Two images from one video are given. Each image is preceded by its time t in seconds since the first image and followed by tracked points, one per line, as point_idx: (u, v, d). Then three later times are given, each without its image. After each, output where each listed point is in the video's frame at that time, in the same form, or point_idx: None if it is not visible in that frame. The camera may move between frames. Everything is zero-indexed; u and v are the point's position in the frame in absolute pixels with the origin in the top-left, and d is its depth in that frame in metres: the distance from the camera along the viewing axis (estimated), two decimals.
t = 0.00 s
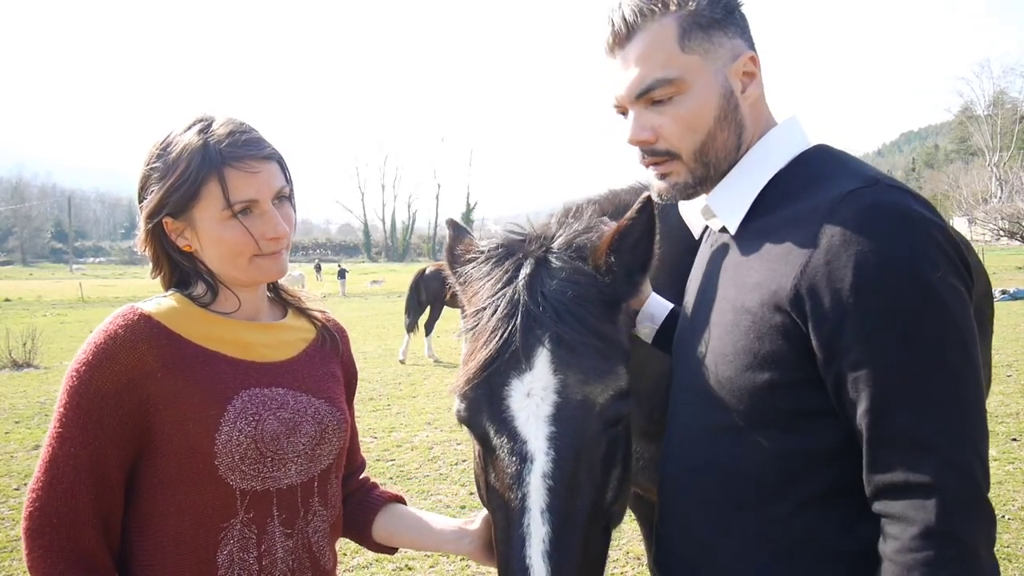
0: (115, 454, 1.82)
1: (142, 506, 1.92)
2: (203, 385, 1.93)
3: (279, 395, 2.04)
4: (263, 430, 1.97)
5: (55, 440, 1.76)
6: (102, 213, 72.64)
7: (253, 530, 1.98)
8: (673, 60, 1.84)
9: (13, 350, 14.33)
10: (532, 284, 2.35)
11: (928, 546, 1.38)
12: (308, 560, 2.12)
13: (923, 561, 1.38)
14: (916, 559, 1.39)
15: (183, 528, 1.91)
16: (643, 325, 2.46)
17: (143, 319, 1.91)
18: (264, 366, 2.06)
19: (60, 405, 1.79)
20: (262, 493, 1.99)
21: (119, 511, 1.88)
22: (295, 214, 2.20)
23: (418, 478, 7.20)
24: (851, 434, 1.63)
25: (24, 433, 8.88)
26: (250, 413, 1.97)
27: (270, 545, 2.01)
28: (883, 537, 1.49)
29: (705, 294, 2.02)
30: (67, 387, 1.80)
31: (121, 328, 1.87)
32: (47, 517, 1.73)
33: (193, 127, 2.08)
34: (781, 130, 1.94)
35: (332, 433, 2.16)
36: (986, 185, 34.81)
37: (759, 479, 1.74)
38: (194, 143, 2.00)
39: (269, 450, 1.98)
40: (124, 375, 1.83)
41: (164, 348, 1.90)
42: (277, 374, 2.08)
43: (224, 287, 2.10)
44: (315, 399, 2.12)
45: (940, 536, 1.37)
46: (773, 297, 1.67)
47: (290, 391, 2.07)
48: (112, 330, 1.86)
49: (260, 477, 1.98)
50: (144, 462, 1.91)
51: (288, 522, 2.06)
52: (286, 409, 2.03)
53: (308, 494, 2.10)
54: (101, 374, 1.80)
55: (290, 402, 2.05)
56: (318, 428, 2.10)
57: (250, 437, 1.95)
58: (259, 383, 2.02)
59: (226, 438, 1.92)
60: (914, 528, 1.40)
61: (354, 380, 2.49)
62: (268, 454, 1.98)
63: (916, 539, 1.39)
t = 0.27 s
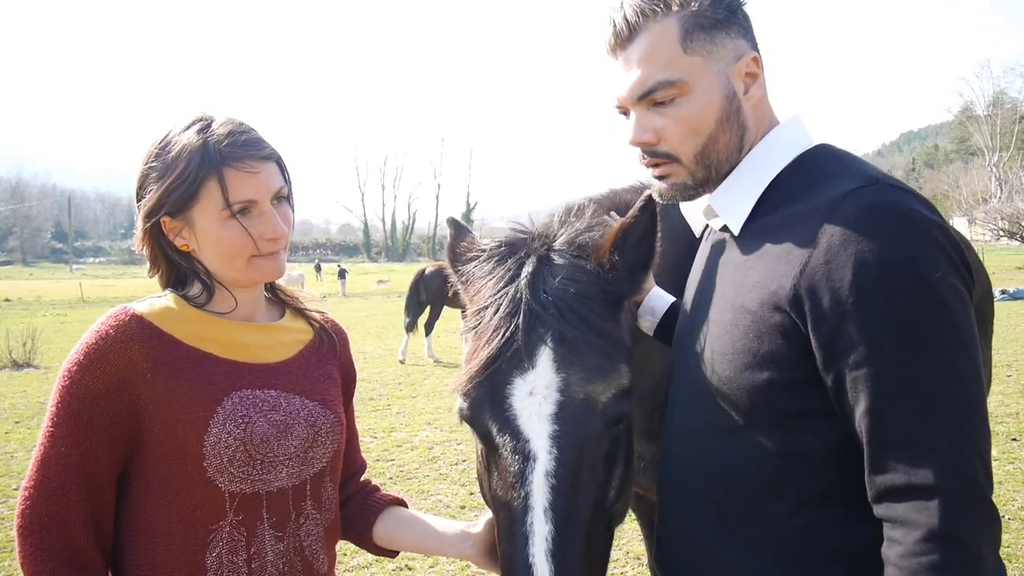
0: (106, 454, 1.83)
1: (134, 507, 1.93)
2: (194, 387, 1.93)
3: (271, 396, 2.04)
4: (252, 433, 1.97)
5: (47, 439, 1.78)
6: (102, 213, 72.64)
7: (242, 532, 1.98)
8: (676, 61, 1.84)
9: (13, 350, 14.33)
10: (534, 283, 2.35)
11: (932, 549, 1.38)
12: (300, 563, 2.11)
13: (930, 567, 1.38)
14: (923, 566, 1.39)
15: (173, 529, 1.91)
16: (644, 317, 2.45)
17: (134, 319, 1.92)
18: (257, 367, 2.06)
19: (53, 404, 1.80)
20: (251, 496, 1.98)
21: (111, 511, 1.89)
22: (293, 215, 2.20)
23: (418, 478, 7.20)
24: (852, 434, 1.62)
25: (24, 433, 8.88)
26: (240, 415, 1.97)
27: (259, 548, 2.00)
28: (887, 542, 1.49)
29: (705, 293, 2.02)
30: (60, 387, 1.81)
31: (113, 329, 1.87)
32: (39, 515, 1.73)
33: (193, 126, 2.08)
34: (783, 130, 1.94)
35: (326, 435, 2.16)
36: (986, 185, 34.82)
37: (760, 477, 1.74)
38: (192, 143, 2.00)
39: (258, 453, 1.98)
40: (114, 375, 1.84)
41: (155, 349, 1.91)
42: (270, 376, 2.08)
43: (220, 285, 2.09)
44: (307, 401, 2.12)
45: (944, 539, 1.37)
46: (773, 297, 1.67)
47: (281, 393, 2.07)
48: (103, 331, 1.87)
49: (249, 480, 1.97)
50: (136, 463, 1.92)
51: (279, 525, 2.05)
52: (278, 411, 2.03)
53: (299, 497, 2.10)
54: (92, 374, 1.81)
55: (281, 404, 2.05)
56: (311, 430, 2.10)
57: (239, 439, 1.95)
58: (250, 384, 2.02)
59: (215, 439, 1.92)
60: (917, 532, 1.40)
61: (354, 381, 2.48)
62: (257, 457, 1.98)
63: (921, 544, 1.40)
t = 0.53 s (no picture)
0: (96, 455, 1.83)
1: (125, 508, 1.92)
2: (183, 388, 1.92)
3: (261, 396, 2.03)
4: (240, 434, 1.96)
5: (37, 441, 1.78)
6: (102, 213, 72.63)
7: (232, 533, 1.97)
8: (680, 60, 1.84)
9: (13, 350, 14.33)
10: (536, 281, 2.34)
11: (931, 548, 1.38)
12: (293, 564, 2.10)
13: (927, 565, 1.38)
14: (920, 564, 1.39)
15: (163, 531, 1.91)
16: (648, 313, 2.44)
17: (122, 320, 1.92)
18: (247, 366, 2.06)
19: (43, 406, 1.81)
20: (241, 497, 1.98)
21: (102, 512, 1.89)
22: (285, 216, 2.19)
23: (418, 479, 7.20)
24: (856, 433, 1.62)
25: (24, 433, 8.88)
26: (228, 415, 1.96)
27: (250, 550, 2.00)
28: (886, 540, 1.49)
29: (707, 294, 2.02)
30: (50, 389, 1.81)
31: (101, 331, 1.87)
32: (31, 516, 1.74)
33: (184, 128, 2.07)
34: (787, 130, 1.93)
35: (318, 434, 2.14)
36: (986, 185, 34.81)
37: (762, 477, 1.74)
38: (182, 144, 2.00)
39: (247, 453, 1.97)
40: (103, 376, 1.84)
41: (143, 350, 1.90)
42: (261, 376, 2.07)
43: (211, 287, 2.10)
44: (299, 400, 2.11)
45: (942, 538, 1.37)
46: (777, 296, 1.67)
47: (272, 392, 2.06)
48: (92, 332, 1.87)
49: (238, 481, 1.97)
50: (127, 464, 1.91)
51: (271, 525, 2.04)
52: (268, 411, 2.03)
53: (292, 498, 2.09)
54: (80, 375, 1.81)
55: (272, 404, 2.04)
56: (303, 430, 2.09)
57: (228, 439, 1.94)
58: (240, 385, 2.01)
59: (203, 440, 1.92)
60: (915, 530, 1.40)
61: (351, 383, 2.47)
62: (246, 457, 1.97)
63: (916, 542, 1.40)
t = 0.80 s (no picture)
0: (84, 461, 1.82)
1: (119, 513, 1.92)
2: (175, 392, 1.91)
3: (255, 397, 2.03)
4: (236, 436, 1.96)
5: (25, 448, 1.78)
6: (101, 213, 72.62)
7: (229, 534, 1.97)
8: (684, 59, 1.84)
9: (13, 350, 14.33)
10: (534, 284, 2.34)
11: (935, 547, 1.38)
12: (290, 563, 2.10)
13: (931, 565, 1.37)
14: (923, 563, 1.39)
15: (158, 535, 1.91)
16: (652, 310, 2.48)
17: (111, 324, 1.90)
18: (238, 367, 2.05)
19: (31, 413, 1.80)
20: (238, 499, 1.97)
21: (93, 518, 1.89)
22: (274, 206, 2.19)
23: (418, 478, 7.19)
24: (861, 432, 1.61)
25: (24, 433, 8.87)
26: (224, 417, 1.95)
27: (248, 550, 2.00)
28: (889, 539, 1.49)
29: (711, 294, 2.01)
30: (37, 395, 1.81)
31: (89, 335, 1.86)
32: (19, 524, 1.74)
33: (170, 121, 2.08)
34: (792, 128, 1.92)
35: (314, 435, 2.14)
36: (986, 185, 34.81)
37: (764, 477, 1.74)
38: (168, 133, 2.01)
39: (243, 455, 1.97)
40: (92, 382, 1.83)
41: (133, 355, 1.89)
42: (253, 376, 2.07)
43: (200, 286, 2.09)
44: (294, 400, 2.11)
45: (946, 538, 1.37)
46: (780, 295, 1.67)
47: (266, 393, 2.06)
48: (79, 338, 1.85)
49: (236, 483, 1.96)
50: (119, 469, 1.91)
51: (268, 526, 2.04)
52: (263, 412, 2.02)
53: (289, 497, 2.09)
54: (68, 381, 1.80)
55: (266, 405, 2.03)
56: (299, 430, 2.08)
57: (224, 442, 1.94)
58: (233, 387, 2.01)
59: (199, 444, 1.91)
60: (918, 530, 1.40)
61: (341, 384, 2.48)
62: (242, 459, 1.97)
63: (921, 542, 1.39)
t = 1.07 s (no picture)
0: (71, 483, 1.77)
1: (113, 531, 1.88)
2: (166, 405, 1.87)
3: (246, 400, 2.01)
4: (235, 440, 1.94)
5: (8, 475, 1.70)
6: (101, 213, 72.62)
7: (236, 537, 1.96)
8: (686, 58, 1.84)
9: (13, 350, 14.34)
10: (528, 287, 2.34)
11: (942, 549, 1.37)
12: (296, 559, 2.10)
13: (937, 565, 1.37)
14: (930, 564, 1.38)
15: (160, 548, 1.87)
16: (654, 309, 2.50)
17: (93, 342, 1.83)
18: (224, 372, 2.03)
19: (10, 438, 1.73)
20: (242, 501, 1.96)
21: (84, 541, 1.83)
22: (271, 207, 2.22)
23: (418, 478, 7.19)
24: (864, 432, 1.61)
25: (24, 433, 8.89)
26: (220, 423, 1.93)
27: (256, 551, 1.99)
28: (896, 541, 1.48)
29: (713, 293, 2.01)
30: (17, 420, 1.74)
31: (71, 355, 1.79)
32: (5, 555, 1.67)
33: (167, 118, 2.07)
34: (796, 127, 1.92)
35: (305, 430, 2.14)
36: (985, 185, 34.81)
37: (766, 478, 1.74)
38: (176, 127, 2.01)
39: (244, 458, 1.95)
40: (77, 403, 1.77)
41: (120, 371, 1.83)
42: (239, 379, 2.04)
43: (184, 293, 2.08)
44: (283, 399, 2.10)
45: (953, 539, 1.36)
46: (784, 294, 1.66)
47: (256, 394, 2.04)
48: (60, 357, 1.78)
49: (238, 486, 1.95)
50: (108, 490, 1.86)
51: (273, 525, 2.04)
52: (256, 413, 2.01)
53: (289, 493, 2.09)
54: (51, 404, 1.74)
55: (258, 406, 2.02)
56: (292, 428, 2.08)
57: (224, 448, 1.92)
58: (223, 391, 1.98)
59: (199, 452, 1.88)
60: (926, 531, 1.39)
61: (322, 385, 2.50)
62: (243, 463, 1.95)
63: (929, 543, 1.39)
